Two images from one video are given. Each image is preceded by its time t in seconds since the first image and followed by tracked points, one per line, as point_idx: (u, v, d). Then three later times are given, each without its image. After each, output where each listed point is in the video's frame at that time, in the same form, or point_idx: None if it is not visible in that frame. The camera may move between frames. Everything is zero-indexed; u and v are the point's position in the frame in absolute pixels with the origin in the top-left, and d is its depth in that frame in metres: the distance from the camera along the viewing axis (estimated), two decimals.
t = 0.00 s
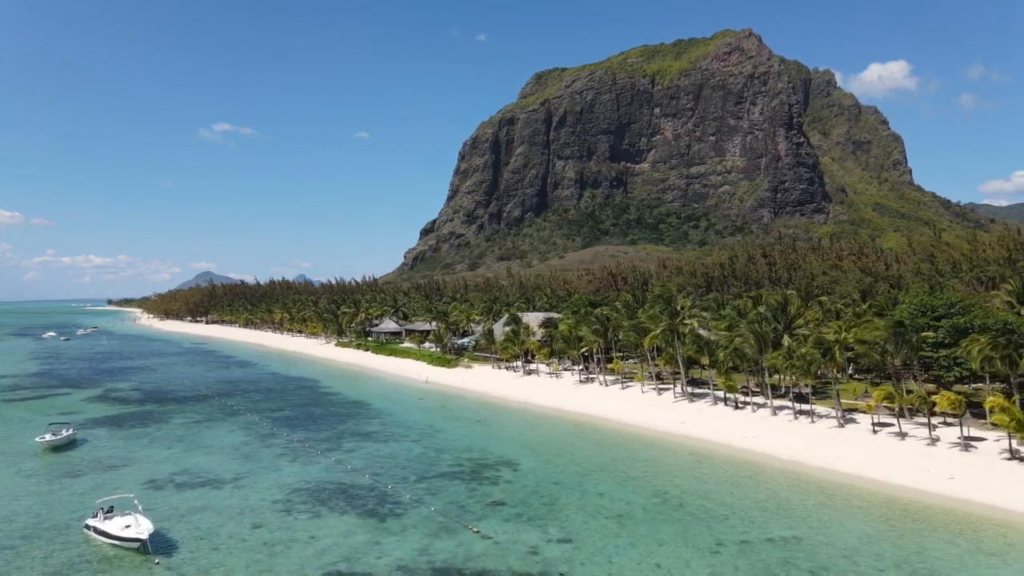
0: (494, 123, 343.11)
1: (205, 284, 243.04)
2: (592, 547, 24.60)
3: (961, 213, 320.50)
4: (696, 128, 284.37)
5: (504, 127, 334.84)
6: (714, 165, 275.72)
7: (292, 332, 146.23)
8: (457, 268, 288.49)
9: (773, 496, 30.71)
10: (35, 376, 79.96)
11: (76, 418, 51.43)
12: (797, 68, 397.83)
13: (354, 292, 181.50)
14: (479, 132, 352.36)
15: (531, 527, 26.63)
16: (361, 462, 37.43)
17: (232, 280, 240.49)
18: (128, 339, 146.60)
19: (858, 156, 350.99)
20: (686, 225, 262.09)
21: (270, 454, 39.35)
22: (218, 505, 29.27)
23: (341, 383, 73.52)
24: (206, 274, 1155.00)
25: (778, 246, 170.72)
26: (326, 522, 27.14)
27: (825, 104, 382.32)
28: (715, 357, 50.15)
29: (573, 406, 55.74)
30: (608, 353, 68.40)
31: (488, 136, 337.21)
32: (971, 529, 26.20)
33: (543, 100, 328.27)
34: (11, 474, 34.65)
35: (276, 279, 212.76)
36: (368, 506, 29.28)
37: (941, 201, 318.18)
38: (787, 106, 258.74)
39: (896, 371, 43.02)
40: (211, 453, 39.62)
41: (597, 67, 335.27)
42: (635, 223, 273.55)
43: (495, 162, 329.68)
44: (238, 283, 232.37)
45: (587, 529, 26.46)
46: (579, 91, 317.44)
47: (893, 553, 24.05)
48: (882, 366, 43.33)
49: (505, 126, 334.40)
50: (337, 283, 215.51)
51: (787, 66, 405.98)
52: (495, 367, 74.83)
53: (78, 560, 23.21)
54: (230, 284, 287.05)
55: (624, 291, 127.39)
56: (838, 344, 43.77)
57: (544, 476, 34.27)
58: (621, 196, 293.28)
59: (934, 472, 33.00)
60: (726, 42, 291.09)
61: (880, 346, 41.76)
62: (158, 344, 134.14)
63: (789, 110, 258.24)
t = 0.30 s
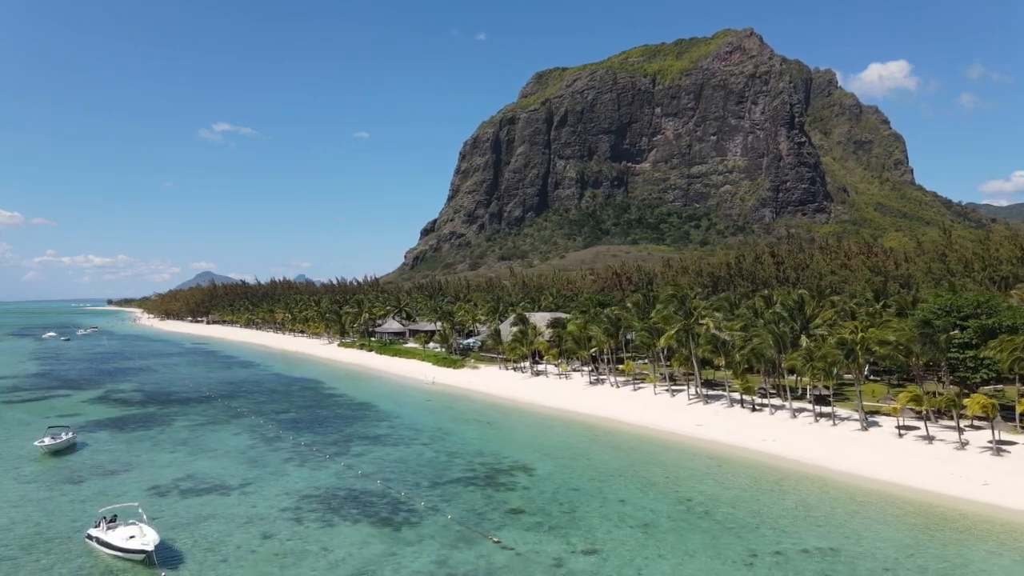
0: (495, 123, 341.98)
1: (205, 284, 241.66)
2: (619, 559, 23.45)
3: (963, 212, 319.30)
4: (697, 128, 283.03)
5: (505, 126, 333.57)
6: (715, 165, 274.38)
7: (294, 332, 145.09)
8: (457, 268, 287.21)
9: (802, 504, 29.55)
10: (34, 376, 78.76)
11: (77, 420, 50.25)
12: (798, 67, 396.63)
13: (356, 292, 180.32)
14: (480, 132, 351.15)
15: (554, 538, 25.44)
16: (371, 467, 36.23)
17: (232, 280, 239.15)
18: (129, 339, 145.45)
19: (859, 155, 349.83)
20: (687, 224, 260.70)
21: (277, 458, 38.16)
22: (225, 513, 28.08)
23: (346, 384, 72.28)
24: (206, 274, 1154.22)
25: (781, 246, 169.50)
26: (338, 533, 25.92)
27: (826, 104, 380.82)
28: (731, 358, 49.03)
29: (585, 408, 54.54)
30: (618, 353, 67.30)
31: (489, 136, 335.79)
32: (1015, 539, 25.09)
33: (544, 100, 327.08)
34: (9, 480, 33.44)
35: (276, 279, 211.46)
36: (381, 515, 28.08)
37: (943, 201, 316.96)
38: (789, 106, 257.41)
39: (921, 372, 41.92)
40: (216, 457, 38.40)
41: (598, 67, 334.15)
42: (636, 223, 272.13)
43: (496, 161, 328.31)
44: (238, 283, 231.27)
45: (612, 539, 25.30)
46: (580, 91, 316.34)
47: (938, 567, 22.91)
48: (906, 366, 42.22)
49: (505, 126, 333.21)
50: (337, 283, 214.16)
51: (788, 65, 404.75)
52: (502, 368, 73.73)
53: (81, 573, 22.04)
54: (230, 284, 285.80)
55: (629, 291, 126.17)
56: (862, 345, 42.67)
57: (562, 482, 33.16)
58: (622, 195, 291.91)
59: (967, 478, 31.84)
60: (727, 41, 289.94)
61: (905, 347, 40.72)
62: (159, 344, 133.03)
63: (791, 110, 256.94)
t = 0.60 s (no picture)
0: (496, 122, 340.93)
1: (205, 284, 240.46)
2: (649, 571, 22.28)
3: (965, 212, 317.99)
4: (698, 128, 281.87)
5: (506, 126, 332.47)
6: (716, 165, 273.29)
7: (296, 332, 143.94)
8: (458, 268, 285.96)
9: (834, 511, 28.41)
10: (35, 377, 77.60)
11: (78, 423, 49.11)
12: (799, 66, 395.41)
13: (358, 292, 179.03)
14: (481, 131, 350.06)
15: (577, 549, 24.28)
16: (381, 472, 35.02)
17: (232, 280, 237.93)
18: (129, 340, 144.23)
19: (861, 155, 348.64)
20: (689, 224, 259.37)
21: (284, 463, 36.98)
22: (233, 522, 26.93)
23: (351, 385, 71.01)
24: (207, 275, 1153.33)
25: (784, 246, 168.12)
26: (352, 544, 24.75)
27: (828, 103, 379.58)
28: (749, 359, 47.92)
29: (597, 410, 53.35)
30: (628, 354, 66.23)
31: (489, 135, 334.45)
32: None
33: (545, 99, 325.99)
34: (8, 486, 32.34)
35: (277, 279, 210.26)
36: (396, 524, 26.89)
37: (945, 201, 315.69)
38: (790, 105, 256.16)
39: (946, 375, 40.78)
40: (221, 462, 37.24)
41: (599, 67, 333.26)
42: (637, 223, 270.86)
43: (496, 161, 326.82)
44: (239, 283, 230.34)
45: (640, 550, 24.15)
46: (581, 90, 315.31)
47: None
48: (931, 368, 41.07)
49: (506, 125, 332.06)
50: (337, 284, 212.88)
51: (789, 65, 403.49)
52: (510, 368, 72.68)
53: None
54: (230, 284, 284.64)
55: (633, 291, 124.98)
56: (886, 345, 41.53)
57: (581, 488, 32.01)
58: (622, 195, 290.59)
59: (1002, 484, 30.66)
60: (728, 41, 288.97)
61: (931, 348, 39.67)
62: (160, 344, 131.85)
63: (792, 109, 255.64)
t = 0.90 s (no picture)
0: (496, 122, 340.02)
1: (205, 284, 239.31)
2: None
3: (967, 212, 316.63)
4: (699, 127, 280.80)
5: (506, 126, 331.34)
6: (717, 165, 272.21)
7: (298, 333, 142.85)
8: (458, 268, 284.76)
9: (867, 519, 27.34)
10: (35, 378, 76.48)
11: (80, 426, 48.02)
12: (800, 66, 394.24)
13: (359, 292, 177.82)
14: (482, 131, 348.97)
15: (602, 561, 23.15)
16: (393, 478, 33.88)
17: (232, 280, 236.74)
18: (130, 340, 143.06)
19: (862, 155, 347.14)
20: (690, 224, 258.22)
21: (292, 468, 35.86)
22: (242, 532, 25.85)
23: (355, 387, 69.86)
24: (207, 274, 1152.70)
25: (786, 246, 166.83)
26: (366, 556, 23.60)
27: (828, 103, 378.48)
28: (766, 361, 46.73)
29: (609, 412, 52.18)
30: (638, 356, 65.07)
31: (490, 135, 333.24)
32: None
33: (546, 99, 324.93)
34: (8, 492, 31.26)
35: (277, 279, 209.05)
36: (411, 534, 25.78)
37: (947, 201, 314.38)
38: (792, 105, 254.92)
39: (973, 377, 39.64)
40: (227, 467, 36.11)
41: (600, 66, 332.23)
42: (638, 223, 269.71)
43: (497, 161, 325.34)
44: (239, 283, 229.27)
45: (669, 564, 23.05)
46: (582, 90, 314.18)
47: None
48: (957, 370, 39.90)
49: (507, 125, 330.90)
50: (337, 284, 211.66)
51: (790, 65, 402.28)
52: (518, 370, 71.54)
53: None
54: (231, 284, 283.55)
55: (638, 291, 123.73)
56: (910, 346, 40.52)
57: (601, 494, 30.97)
58: (623, 195, 289.35)
59: None
60: (729, 40, 287.91)
61: (958, 349, 38.82)
62: (161, 345, 130.74)
63: (794, 109, 254.35)
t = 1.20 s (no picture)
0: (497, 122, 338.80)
1: (206, 284, 238.41)
2: None
3: (968, 212, 315.04)
4: (700, 127, 279.65)
5: (506, 126, 330.05)
6: (719, 164, 271.10)
7: (300, 333, 141.84)
8: (459, 268, 283.71)
9: (904, 532, 26.29)
10: (35, 379, 75.41)
11: (81, 429, 46.85)
12: (801, 66, 392.89)
13: (361, 292, 176.76)
14: (482, 130, 347.83)
15: None
16: (404, 485, 32.74)
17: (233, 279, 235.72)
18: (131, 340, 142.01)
19: (863, 155, 345.29)
20: (691, 224, 257.02)
21: (300, 475, 34.72)
22: (251, 544, 24.68)
23: (359, 389, 68.69)
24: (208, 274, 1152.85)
25: (788, 246, 165.42)
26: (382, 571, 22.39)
27: (830, 103, 376.99)
28: (784, 364, 45.41)
29: (621, 415, 51.08)
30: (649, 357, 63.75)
31: (491, 135, 331.96)
32: None
33: (547, 98, 323.77)
34: (7, 500, 30.12)
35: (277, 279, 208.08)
36: (428, 546, 24.60)
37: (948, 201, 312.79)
38: (793, 104, 253.53)
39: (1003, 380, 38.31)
40: (232, 473, 34.92)
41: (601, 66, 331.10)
42: (639, 223, 268.49)
43: (497, 160, 323.69)
44: (240, 283, 228.22)
45: None
46: (582, 90, 312.91)
47: None
48: (985, 372, 38.60)
49: (507, 125, 329.74)
50: (338, 283, 210.59)
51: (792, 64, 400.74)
52: (525, 372, 70.35)
53: None
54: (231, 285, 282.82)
55: (643, 292, 122.44)
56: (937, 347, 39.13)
57: (623, 503, 29.86)
58: (624, 195, 287.93)
59: None
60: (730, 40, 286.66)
61: (988, 350, 37.86)
62: (161, 345, 129.63)
63: (796, 108, 252.92)
